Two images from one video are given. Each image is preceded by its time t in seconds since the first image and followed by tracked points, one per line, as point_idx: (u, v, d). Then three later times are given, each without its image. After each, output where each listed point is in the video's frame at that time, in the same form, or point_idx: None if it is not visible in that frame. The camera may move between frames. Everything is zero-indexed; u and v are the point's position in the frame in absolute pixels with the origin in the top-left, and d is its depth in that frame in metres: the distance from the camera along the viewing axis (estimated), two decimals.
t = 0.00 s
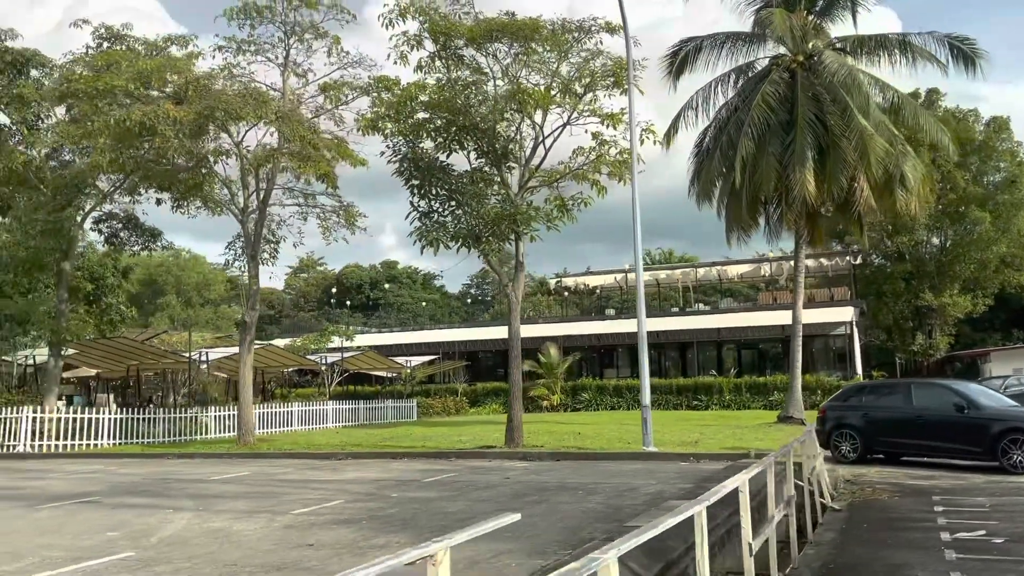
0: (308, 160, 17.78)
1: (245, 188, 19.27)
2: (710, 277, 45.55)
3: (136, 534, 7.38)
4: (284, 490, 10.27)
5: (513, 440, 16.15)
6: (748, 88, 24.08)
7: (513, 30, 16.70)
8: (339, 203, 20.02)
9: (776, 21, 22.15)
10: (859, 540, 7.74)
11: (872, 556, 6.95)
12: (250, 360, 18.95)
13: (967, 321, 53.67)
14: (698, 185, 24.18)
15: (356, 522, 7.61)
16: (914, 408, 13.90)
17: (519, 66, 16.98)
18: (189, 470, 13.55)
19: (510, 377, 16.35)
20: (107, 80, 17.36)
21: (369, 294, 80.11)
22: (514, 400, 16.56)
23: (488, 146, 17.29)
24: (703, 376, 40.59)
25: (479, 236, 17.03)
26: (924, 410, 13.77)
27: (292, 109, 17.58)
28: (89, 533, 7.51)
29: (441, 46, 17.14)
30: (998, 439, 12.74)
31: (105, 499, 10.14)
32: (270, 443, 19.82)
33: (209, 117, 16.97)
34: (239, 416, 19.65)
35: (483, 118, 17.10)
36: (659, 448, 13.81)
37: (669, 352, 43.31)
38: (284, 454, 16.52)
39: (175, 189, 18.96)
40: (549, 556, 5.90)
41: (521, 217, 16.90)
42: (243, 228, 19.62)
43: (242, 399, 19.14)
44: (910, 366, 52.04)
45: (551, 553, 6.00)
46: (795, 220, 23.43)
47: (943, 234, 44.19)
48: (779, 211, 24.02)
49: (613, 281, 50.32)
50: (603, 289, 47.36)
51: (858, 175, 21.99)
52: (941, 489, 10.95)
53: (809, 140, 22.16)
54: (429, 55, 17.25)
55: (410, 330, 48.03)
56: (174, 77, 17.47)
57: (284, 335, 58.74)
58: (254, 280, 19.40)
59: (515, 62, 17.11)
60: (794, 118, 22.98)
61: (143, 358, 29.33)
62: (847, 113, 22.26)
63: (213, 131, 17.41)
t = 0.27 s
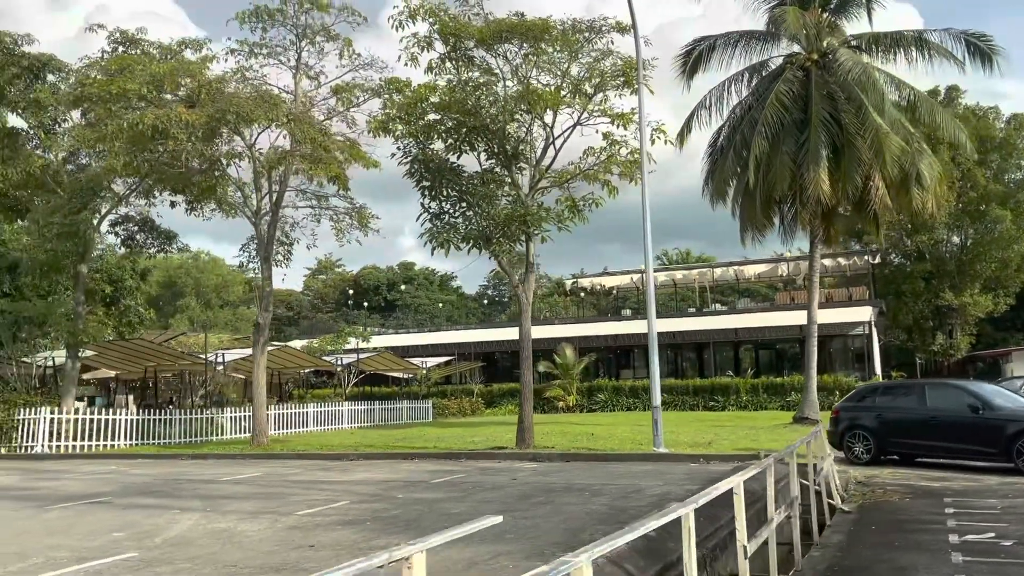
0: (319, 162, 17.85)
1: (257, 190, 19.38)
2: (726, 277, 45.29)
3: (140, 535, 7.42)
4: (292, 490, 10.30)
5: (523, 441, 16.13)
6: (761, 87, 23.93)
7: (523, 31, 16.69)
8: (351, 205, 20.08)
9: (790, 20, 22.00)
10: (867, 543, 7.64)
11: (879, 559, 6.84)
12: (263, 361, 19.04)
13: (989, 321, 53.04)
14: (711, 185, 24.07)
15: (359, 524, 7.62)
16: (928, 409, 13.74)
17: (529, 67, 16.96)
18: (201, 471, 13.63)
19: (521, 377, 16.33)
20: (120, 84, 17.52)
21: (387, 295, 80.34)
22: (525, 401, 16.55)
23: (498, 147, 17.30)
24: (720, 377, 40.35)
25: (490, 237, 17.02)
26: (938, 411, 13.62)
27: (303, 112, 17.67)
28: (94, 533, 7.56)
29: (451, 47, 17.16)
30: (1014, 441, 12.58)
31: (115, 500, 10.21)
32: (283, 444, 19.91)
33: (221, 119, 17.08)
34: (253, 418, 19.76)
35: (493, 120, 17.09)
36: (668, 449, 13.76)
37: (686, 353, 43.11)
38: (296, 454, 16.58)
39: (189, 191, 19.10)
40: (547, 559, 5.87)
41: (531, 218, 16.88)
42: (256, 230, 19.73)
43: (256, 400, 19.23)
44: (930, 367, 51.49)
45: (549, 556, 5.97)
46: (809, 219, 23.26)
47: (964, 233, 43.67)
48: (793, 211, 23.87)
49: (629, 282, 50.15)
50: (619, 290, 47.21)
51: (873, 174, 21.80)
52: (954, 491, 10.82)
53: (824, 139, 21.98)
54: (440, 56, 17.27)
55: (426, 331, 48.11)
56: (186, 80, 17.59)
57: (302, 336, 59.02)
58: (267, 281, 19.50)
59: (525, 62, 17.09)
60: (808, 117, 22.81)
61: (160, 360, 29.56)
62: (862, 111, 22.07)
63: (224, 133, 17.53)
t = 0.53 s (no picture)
0: (331, 164, 17.92)
1: (270, 192, 19.49)
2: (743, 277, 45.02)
3: (146, 535, 7.48)
4: (300, 492, 10.34)
5: (535, 442, 16.12)
6: (776, 86, 23.79)
7: (533, 31, 16.68)
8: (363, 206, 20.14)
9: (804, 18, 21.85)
10: (875, 545, 7.56)
11: (884, 562, 6.76)
12: (277, 363, 19.13)
13: (1011, 320, 52.36)
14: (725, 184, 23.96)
15: (363, 525, 7.63)
16: (943, 410, 13.59)
17: (540, 68, 16.95)
18: (213, 472, 13.73)
19: (533, 378, 16.32)
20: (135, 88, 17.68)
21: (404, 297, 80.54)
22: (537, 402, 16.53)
23: (509, 148, 17.31)
24: (738, 377, 40.13)
25: (501, 238, 17.02)
26: (953, 412, 13.47)
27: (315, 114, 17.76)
28: (101, 534, 7.63)
29: (462, 48, 17.17)
30: None
31: (126, 501, 10.31)
32: (297, 445, 20.01)
33: (234, 122, 17.20)
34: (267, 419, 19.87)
35: (504, 121, 17.10)
36: (680, 451, 13.70)
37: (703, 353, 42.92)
38: (309, 455, 16.64)
39: (203, 194, 19.25)
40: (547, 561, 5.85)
41: (542, 219, 16.86)
42: (270, 232, 19.84)
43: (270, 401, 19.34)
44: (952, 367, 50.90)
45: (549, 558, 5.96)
46: (824, 218, 23.11)
47: (985, 231, 43.11)
48: (808, 210, 23.71)
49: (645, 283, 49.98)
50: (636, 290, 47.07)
51: (889, 172, 21.61)
52: (967, 492, 10.69)
53: (838, 137, 21.82)
54: (450, 58, 17.30)
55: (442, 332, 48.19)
56: (200, 84, 17.72)
57: (320, 337, 59.28)
58: (281, 283, 19.60)
59: (535, 63, 17.09)
60: (823, 115, 22.65)
61: (178, 361, 29.80)
62: (878, 109, 21.89)
63: (237, 137, 17.66)
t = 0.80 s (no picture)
0: (343, 165, 17.99)
1: (283, 194, 19.57)
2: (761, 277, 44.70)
3: (152, 536, 7.54)
4: (308, 493, 10.38)
5: (546, 443, 16.08)
6: (790, 84, 23.62)
7: (543, 32, 16.65)
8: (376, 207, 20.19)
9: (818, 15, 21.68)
10: (881, 548, 7.49)
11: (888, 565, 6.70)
12: (291, 364, 19.21)
13: None
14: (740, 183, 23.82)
15: (367, 526, 7.65)
16: (959, 411, 13.43)
17: (550, 68, 16.93)
18: (226, 473, 13.81)
19: (544, 379, 16.27)
20: (149, 92, 17.83)
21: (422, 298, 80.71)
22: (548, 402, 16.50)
23: (520, 148, 17.30)
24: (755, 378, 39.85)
25: (512, 238, 17.00)
26: (968, 413, 13.31)
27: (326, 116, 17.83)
28: (109, 534, 7.69)
29: (473, 49, 17.18)
30: None
31: (136, 501, 10.38)
32: (311, 446, 20.08)
33: (246, 124, 17.29)
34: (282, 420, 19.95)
35: (515, 121, 17.08)
36: (691, 452, 13.63)
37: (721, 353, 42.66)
38: (321, 456, 16.71)
39: (218, 197, 19.37)
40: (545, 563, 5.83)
41: (553, 220, 16.83)
42: (283, 233, 19.93)
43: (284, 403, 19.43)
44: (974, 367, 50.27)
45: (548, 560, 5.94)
46: (840, 217, 22.93)
47: (1007, 229, 42.50)
48: (824, 209, 23.54)
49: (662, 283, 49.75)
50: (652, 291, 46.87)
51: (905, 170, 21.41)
52: (980, 494, 10.56)
53: (854, 135, 21.62)
54: (461, 59, 17.32)
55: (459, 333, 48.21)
56: (213, 87, 17.84)
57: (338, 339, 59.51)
58: (294, 285, 19.68)
59: (546, 63, 17.07)
60: (838, 113, 22.46)
61: (195, 362, 30.03)
62: (893, 106, 21.68)
63: (249, 139, 17.77)
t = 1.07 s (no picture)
0: (355, 167, 18.05)
1: (296, 196, 19.66)
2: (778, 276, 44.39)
3: (157, 536, 7.60)
4: (316, 493, 10.43)
5: (558, 444, 16.05)
6: (805, 82, 23.45)
7: (553, 31, 16.61)
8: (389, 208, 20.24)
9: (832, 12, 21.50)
10: (888, 550, 7.41)
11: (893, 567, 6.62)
12: (304, 365, 19.30)
13: None
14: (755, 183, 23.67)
15: (371, 527, 7.68)
16: (975, 412, 13.27)
17: (561, 68, 16.90)
18: (238, 473, 13.91)
19: (556, 379, 16.24)
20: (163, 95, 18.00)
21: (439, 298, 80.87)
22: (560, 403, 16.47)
23: (531, 149, 17.28)
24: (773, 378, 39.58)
25: (523, 238, 16.98)
26: (984, 414, 13.14)
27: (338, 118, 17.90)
28: (116, 534, 7.76)
29: (484, 50, 17.18)
30: None
31: (147, 502, 10.48)
32: (325, 447, 20.15)
33: (259, 127, 17.41)
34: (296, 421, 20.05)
35: (526, 122, 17.06)
36: (702, 453, 13.56)
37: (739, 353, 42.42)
38: (334, 457, 16.77)
39: (231, 199, 19.50)
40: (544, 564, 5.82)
41: (564, 220, 16.79)
42: (296, 235, 20.02)
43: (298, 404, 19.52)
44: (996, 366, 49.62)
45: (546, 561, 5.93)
46: (856, 216, 22.74)
47: None
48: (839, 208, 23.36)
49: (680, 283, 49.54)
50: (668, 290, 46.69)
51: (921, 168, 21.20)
52: (994, 496, 10.43)
53: (869, 133, 21.41)
54: (472, 60, 17.33)
55: (475, 333, 48.26)
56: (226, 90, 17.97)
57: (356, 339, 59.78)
58: (307, 286, 19.77)
59: (557, 63, 17.05)
60: (854, 111, 22.26)
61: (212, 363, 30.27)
62: (910, 104, 21.45)
63: (261, 142, 17.89)
